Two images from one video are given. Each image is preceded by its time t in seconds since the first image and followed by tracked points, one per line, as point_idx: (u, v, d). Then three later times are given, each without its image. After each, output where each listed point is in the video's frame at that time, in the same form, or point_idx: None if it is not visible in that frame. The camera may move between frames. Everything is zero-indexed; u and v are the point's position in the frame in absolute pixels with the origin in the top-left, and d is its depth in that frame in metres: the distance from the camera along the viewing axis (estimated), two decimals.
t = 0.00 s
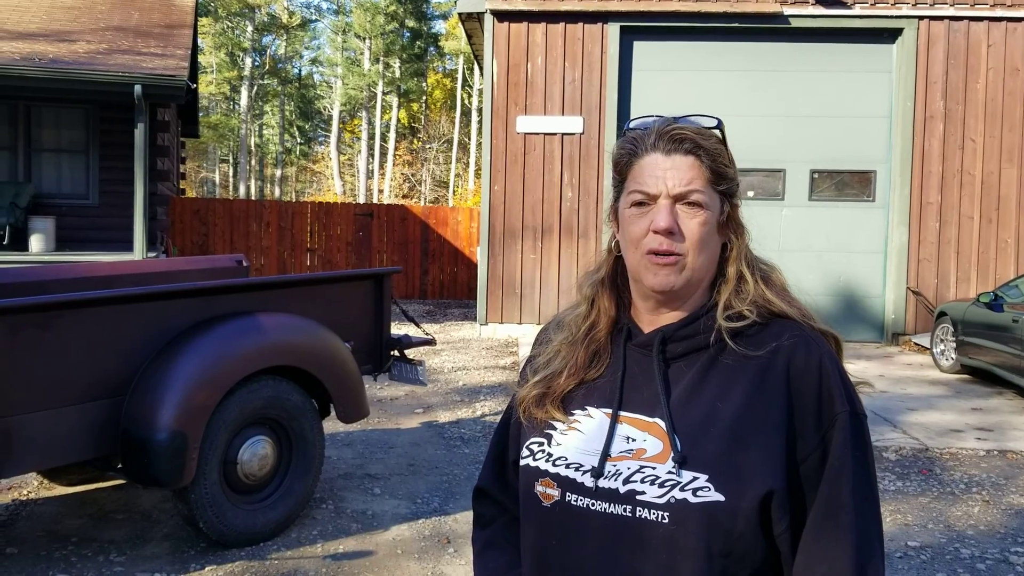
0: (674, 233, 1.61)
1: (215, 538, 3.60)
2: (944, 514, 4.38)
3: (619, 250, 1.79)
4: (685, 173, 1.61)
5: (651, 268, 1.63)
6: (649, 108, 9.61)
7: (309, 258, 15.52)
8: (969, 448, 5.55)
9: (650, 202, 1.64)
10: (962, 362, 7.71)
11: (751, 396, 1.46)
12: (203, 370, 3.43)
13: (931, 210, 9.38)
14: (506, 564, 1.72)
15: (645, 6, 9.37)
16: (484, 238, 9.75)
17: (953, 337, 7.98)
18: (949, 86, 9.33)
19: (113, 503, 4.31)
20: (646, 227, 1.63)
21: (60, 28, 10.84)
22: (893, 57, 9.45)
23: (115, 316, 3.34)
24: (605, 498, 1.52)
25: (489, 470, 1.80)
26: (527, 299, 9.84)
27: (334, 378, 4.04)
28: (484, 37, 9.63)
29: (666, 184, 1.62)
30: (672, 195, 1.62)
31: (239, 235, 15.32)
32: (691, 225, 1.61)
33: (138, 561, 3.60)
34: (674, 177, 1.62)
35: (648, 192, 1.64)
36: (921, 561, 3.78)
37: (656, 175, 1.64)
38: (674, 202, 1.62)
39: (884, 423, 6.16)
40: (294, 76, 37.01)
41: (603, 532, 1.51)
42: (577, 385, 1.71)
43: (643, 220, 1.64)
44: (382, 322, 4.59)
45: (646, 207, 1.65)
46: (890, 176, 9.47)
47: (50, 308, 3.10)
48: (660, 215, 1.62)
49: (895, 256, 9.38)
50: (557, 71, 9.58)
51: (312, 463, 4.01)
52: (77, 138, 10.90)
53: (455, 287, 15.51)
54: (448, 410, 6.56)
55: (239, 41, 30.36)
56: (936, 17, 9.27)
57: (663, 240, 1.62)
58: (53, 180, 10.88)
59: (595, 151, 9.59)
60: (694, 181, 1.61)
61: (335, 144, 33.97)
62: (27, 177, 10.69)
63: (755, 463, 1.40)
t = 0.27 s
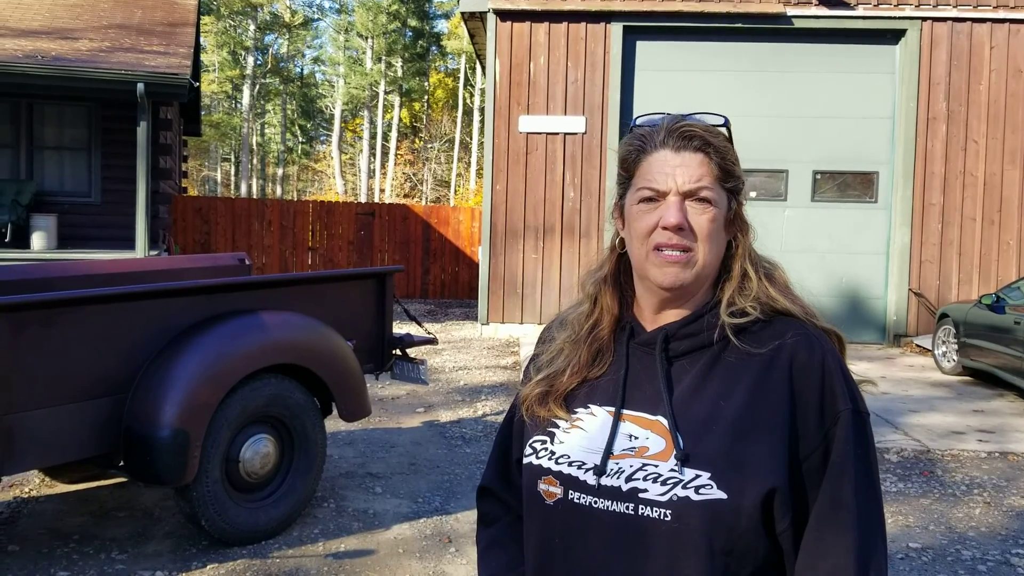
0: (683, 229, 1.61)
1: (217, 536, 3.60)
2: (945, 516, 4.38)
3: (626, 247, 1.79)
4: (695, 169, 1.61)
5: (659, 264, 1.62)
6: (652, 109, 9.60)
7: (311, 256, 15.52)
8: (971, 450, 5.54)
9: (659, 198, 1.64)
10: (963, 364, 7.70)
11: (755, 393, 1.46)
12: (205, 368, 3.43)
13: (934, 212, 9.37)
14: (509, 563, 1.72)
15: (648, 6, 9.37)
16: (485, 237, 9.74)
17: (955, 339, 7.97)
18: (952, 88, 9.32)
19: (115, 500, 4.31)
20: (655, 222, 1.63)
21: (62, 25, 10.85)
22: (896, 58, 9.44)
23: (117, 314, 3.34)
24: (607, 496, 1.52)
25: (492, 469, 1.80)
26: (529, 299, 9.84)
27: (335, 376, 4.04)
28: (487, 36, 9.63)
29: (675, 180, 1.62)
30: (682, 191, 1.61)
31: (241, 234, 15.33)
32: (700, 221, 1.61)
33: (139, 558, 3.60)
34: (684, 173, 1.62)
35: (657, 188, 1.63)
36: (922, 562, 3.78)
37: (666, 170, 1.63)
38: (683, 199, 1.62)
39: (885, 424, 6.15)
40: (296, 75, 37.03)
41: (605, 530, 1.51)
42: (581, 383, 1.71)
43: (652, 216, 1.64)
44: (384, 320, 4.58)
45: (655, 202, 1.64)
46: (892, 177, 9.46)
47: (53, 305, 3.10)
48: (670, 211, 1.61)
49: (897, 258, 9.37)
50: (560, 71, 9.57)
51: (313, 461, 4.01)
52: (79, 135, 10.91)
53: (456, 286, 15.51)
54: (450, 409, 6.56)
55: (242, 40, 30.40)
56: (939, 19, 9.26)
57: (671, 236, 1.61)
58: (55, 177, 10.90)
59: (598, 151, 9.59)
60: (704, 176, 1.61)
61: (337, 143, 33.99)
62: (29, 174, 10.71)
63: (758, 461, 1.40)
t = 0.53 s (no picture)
0: (697, 229, 1.61)
1: (219, 536, 3.60)
2: (947, 516, 4.38)
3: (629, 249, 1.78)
4: (708, 170, 1.62)
5: (671, 264, 1.62)
6: (653, 109, 9.61)
7: (311, 257, 15.53)
8: (972, 450, 5.54)
9: (672, 199, 1.64)
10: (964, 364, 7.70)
11: (755, 393, 1.46)
12: (207, 368, 3.43)
13: (934, 212, 9.37)
14: (511, 563, 1.72)
15: (649, 6, 9.37)
16: (486, 237, 9.75)
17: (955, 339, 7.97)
18: (953, 88, 9.31)
19: (117, 500, 4.31)
20: (667, 223, 1.63)
21: (63, 25, 10.85)
22: (897, 58, 9.44)
23: (119, 314, 3.35)
24: (608, 496, 1.52)
25: (493, 471, 1.80)
26: (530, 299, 9.84)
27: (336, 376, 4.04)
28: (488, 36, 9.63)
29: (688, 181, 1.62)
30: (694, 191, 1.62)
31: (241, 234, 15.33)
32: (713, 222, 1.61)
33: (141, 558, 3.60)
34: (697, 174, 1.62)
35: (671, 189, 1.63)
36: (924, 562, 3.78)
37: (678, 171, 1.63)
38: (695, 199, 1.62)
39: (886, 424, 6.15)
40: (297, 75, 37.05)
41: (606, 530, 1.51)
42: (582, 385, 1.71)
43: (665, 217, 1.63)
44: (385, 320, 4.59)
45: (668, 203, 1.64)
46: (893, 177, 9.46)
47: (55, 305, 3.10)
48: (684, 212, 1.61)
49: (898, 257, 9.37)
50: (560, 71, 9.58)
51: (314, 461, 4.01)
52: (80, 135, 10.91)
53: (457, 287, 15.51)
54: (451, 409, 6.56)
55: (242, 40, 30.41)
56: (940, 19, 9.26)
57: (683, 236, 1.61)
58: (56, 177, 10.90)
59: (598, 152, 9.59)
60: (716, 177, 1.61)
61: (338, 143, 34.01)
62: (30, 175, 10.71)
63: (758, 461, 1.40)
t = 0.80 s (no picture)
0: (693, 230, 1.61)
1: (218, 534, 3.60)
2: (947, 517, 4.38)
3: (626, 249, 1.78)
4: (704, 171, 1.62)
5: (666, 265, 1.62)
6: (653, 110, 9.61)
7: (312, 257, 15.54)
8: (972, 451, 5.54)
9: (667, 200, 1.64)
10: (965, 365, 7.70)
11: (751, 392, 1.46)
12: (206, 367, 3.43)
13: (935, 213, 9.37)
14: (508, 562, 1.72)
15: (650, 8, 9.38)
16: (487, 238, 9.75)
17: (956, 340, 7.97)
18: (953, 90, 9.32)
19: (116, 499, 4.31)
20: (664, 224, 1.63)
21: (65, 26, 10.86)
22: (898, 60, 9.44)
23: (119, 313, 3.35)
24: (604, 495, 1.52)
25: (491, 470, 1.80)
26: (530, 299, 9.84)
27: (336, 375, 4.04)
28: (489, 37, 9.64)
29: (684, 181, 1.62)
30: (691, 192, 1.62)
31: (242, 234, 15.34)
32: (708, 222, 1.61)
33: (140, 557, 3.60)
34: (693, 174, 1.62)
35: (666, 189, 1.63)
36: (924, 563, 3.78)
37: (674, 172, 1.64)
38: (691, 200, 1.62)
39: (886, 425, 6.15)
40: (298, 76, 37.06)
41: (602, 529, 1.51)
42: (578, 385, 1.71)
43: (661, 217, 1.63)
44: (385, 320, 4.58)
45: (663, 204, 1.64)
46: (893, 179, 9.46)
47: (55, 303, 3.10)
48: (680, 213, 1.61)
49: (898, 259, 9.37)
50: (561, 72, 9.58)
51: (314, 460, 4.01)
52: (81, 135, 10.91)
53: (458, 287, 15.52)
54: (451, 409, 6.56)
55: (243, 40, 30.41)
56: (941, 21, 9.26)
57: (679, 237, 1.61)
58: (57, 177, 10.90)
59: (599, 153, 9.59)
60: (712, 177, 1.62)
61: (339, 144, 34.01)
62: (31, 175, 10.72)
63: (755, 460, 1.40)
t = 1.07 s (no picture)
0: (687, 229, 1.61)
1: (223, 534, 3.61)
2: (952, 518, 4.36)
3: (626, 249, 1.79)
4: (698, 169, 1.62)
5: (663, 265, 1.62)
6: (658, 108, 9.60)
7: (317, 256, 15.56)
8: (977, 451, 5.52)
9: (661, 199, 1.64)
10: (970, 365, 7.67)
11: (753, 392, 1.45)
12: (210, 366, 3.44)
13: (941, 212, 9.34)
14: (512, 562, 1.72)
15: (656, 6, 9.36)
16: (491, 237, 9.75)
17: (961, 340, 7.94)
18: (960, 88, 9.28)
19: (122, 498, 4.33)
20: (659, 223, 1.63)
21: (71, 25, 10.89)
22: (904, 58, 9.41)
23: (124, 312, 3.36)
24: (606, 495, 1.52)
25: (495, 469, 1.80)
26: (535, 298, 9.84)
27: (341, 374, 4.04)
28: (493, 36, 9.63)
29: (677, 180, 1.62)
30: (684, 190, 1.62)
31: (247, 233, 15.37)
32: (703, 221, 1.61)
33: (145, 556, 3.62)
34: (687, 173, 1.62)
35: (659, 189, 1.64)
36: (929, 564, 3.77)
37: (668, 171, 1.64)
38: (686, 198, 1.62)
39: (892, 425, 6.14)
40: (303, 75, 37.10)
41: (604, 529, 1.51)
42: (581, 384, 1.71)
43: (655, 217, 1.64)
44: (390, 319, 4.59)
45: (658, 203, 1.65)
46: (899, 177, 9.42)
47: (60, 303, 3.11)
48: (674, 212, 1.61)
49: (904, 258, 9.34)
50: (566, 71, 9.57)
51: (319, 460, 4.02)
52: (87, 134, 10.94)
53: (462, 286, 15.53)
54: (455, 408, 6.57)
55: (248, 39, 30.44)
56: (947, 18, 9.23)
57: (675, 236, 1.61)
58: (63, 176, 10.94)
59: (604, 151, 9.58)
60: (706, 175, 1.61)
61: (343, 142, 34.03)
62: (37, 173, 10.76)
63: (758, 461, 1.40)
